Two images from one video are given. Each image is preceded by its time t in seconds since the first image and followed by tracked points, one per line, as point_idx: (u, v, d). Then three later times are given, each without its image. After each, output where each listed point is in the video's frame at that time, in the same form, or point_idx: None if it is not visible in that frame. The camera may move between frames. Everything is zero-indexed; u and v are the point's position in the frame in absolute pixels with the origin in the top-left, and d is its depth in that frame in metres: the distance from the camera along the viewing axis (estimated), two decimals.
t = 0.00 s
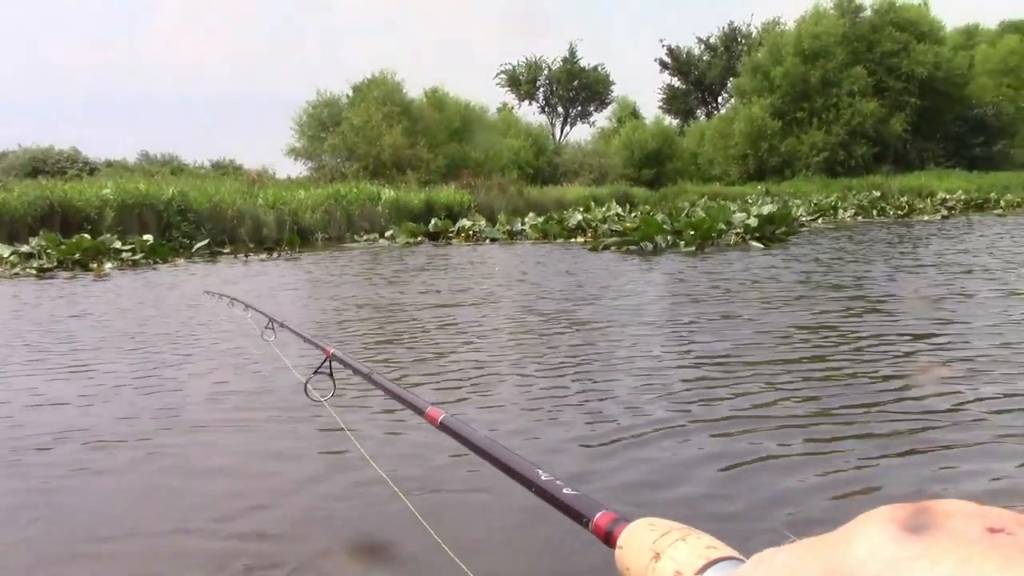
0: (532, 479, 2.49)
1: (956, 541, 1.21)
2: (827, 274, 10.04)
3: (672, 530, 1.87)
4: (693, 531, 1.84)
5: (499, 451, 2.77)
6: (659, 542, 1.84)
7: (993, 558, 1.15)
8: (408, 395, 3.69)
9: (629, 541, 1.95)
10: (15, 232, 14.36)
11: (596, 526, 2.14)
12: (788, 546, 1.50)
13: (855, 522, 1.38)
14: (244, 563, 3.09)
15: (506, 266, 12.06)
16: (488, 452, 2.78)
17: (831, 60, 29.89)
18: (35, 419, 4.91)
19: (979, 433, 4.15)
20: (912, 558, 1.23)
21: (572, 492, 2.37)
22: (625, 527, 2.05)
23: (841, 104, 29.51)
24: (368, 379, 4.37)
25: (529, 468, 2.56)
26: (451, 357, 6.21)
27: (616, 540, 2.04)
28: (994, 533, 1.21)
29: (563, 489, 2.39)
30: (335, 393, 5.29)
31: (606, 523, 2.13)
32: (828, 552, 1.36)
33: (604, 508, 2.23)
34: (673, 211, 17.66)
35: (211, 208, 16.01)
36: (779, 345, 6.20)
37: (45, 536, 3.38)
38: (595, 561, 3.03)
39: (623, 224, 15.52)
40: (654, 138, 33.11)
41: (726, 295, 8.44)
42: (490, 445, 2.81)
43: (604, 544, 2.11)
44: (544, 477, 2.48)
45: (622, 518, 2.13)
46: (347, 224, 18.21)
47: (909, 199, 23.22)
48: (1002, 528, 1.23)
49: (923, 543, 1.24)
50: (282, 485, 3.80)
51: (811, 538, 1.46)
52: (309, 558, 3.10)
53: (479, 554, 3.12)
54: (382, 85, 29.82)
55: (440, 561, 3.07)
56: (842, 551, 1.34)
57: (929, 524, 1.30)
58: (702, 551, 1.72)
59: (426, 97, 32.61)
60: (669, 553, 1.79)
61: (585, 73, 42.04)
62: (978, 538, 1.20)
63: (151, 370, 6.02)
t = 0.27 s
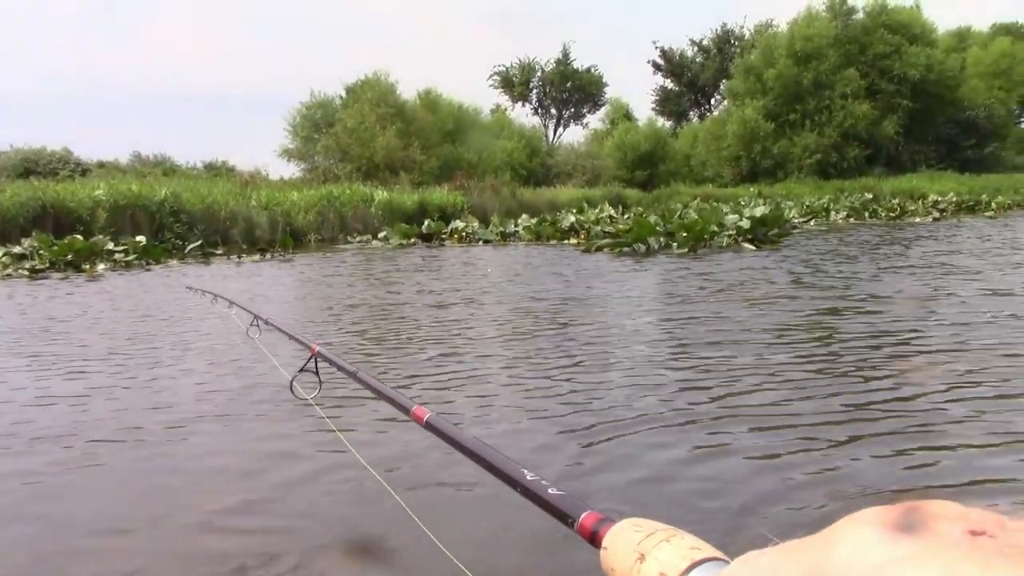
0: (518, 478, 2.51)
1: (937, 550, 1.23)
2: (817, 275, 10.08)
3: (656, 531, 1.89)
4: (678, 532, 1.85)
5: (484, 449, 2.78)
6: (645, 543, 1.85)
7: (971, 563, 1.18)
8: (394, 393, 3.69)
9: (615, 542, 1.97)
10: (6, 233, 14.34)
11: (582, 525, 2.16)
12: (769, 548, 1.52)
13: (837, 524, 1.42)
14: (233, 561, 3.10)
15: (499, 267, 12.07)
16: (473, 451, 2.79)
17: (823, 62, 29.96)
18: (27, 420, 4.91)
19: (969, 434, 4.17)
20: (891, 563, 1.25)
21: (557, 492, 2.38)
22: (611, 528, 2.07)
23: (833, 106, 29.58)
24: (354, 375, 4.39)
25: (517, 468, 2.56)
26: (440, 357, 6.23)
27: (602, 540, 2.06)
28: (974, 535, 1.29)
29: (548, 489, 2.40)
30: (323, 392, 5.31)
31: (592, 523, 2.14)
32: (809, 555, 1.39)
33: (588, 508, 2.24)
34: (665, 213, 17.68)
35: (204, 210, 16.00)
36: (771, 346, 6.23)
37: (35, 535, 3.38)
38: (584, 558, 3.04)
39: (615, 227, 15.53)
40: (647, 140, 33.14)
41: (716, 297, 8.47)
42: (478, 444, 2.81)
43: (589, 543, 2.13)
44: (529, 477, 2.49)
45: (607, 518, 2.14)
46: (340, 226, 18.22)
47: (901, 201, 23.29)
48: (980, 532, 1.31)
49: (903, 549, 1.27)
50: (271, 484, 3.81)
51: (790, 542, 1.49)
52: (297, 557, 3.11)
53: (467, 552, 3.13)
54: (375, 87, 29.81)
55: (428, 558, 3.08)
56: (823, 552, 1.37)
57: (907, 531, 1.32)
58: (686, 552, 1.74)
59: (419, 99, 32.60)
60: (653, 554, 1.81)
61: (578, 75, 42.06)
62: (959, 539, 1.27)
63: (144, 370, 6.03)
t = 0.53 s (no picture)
0: (511, 478, 2.52)
1: (928, 551, 1.25)
2: (812, 278, 10.11)
3: (650, 531, 1.90)
4: (671, 534, 1.87)
5: (477, 449, 2.80)
6: (638, 544, 1.87)
7: (959, 565, 1.20)
8: (388, 393, 3.70)
9: (608, 543, 1.99)
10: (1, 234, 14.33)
11: (575, 526, 2.17)
12: (762, 547, 1.54)
13: (831, 526, 1.43)
14: (228, 562, 3.11)
15: (495, 268, 12.09)
16: (466, 451, 2.81)
17: (818, 64, 30.01)
18: (22, 420, 4.91)
19: (963, 436, 4.19)
20: (882, 566, 1.26)
21: (551, 491, 2.40)
22: (604, 529, 2.09)
23: (829, 109, 29.63)
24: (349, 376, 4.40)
25: (510, 467, 2.58)
26: (437, 358, 6.24)
27: (595, 541, 2.08)
28: (966, 538, 1.28)
29: (542, 489, 2.43)
30: (320, 393, 5.32)
31: (585, 523, 2.16)
32: (802, 556, 1.41)
33: (582, 508, 2.26)
34: (661, 215, 17.71)
35: (199, 211, 16.00)
36: (766, 348, 6.24)
37: (31, 534, 3.38)
38: (578, 558, 3.05)
39: (610, 228, 15.56)
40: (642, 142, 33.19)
41: (712, 299, 8.50)
42: (471, 445, 2.83)
43: (583, 544, 2.15)
44: (523, 477, 2.51)
45: (600, 518, 2.16)
46: (336, 227, 18.22)
47: (895, 203, 23.34)
48: (973, 533, 1.31)
49: (893, 550, 1.28)
50: (266, 485, 3.82)
51: (785, 541, 1.50)
52: (293, 557, 3.12)
53: (461, 553, 3.14)
54: (370, 88, 29.83)
55: (423, 559, 3.09)
56: (817, 554, 1.38)
57: (898, 531, 1.34)
58: (679, 553, 1.75)
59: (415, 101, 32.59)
60: (646, 555, 1.82)
61: (573, 77, 42.10)
62: (950, 541, 1.27)
63: (140, 370, 6.03)
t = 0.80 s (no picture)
0: (507, 485, 2.54)
1: (919, 557, 1.26)
2: (810, 279, 10.13)
3: (645, 538, 1.91)
4: (667, 540, 1.88)
5: (473, 455, 2.82)
6: (634, 551, 1.88)
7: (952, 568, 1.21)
8: (386, 401, 3.73)
9: (604, 549, 2.00)
10: None
11: (571, 533, 2.19)
12: (758, 555, 1.55)
13: (828, 534, 1.45)
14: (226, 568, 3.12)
15: (493, 270, 12.10)
16: (463, 458, 2.83)
17: (816, 66, 30.04)
18: (21, 423, 4.90)
19: (962, 436, 4.20)
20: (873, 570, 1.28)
21: (546, 498, 2.42)
22: (600, 536, 2.10)
23: (826, 110, 29.67)
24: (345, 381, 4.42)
25: (505, 474, 2.60)
26: (435, 360, 6.25)
27: (591, 548, 2.09)
28: (961, 545, 1.30)
29: (538, 496, 2.44)
30: (319, 395, 5.34)
31: (582, 530, 2.17)
32: (799, 564, 1.43)
33: (578, 515, 2.28)
34: (658, 216, 17.74)
35: (197, 212, 16.00)
36: (766, 350, 6.25)
37: (31, 538, 3.40)
38: (575, 563, 3.07)
39: (608, 229, 15.58)
40: (640, 143, 33.22)
41: (710, 300, 8.52)
42: (467, 451, 2.85)
43: (580, 550, 2.16)
44: (518, 484, 2.53)
45: (597, 525, 2.17)
46: (334, 228, 18.24)
47: (892, 204, 23.37)
48: (967, 541, 1.32)
49: (887, 558, 1.29)
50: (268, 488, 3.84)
51: (783, 550, 1.52)
52: (291, 561, 3.14)
53: (459, 558, 3.15)
54: (368, 89, 29.84)
55: (420, 564, 3.11)
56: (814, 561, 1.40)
57: (890, 537, 1.36)
58: (676, 559, 1.76)
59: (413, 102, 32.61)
60: (642, 561, 1.83)
61: (571, 78, 42.12)
62: (943, 548, 1.28)
63: (139, 373, 6.03)
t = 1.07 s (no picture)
0: (505, 484, 2.56)
1: (918, 558, 1.28)
2: (809, 278, 10.14)
3: (643, 538, 1.93)
4: (664, 540, 1.90)
5: (470, 453, 2.83)
6: (631, 550, 1.90)
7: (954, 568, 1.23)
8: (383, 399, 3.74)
9: (602, 548, 2.01)
10: None
11: (568, 532, 2.21)
12: (756, 556, 1.57)
13: (825, 533, 1.47)
14: (227, 567, 3.14)
15: (494, 270, 12.12)
16: (462, 455, 2.84)
17: (816, 65, 30.04)
18: (23, 423, 4.91)
19: (961, 435, 4.21)
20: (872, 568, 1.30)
21: (544, 497, 2.43)
22: (597, 535, 2.12)
23: (826, 109, 29.68)
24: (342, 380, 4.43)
25: (503, 473, 2.62)
26: (436, 360, 6.27)
27: (588, 547, 2.11)
28: (958, 545, 1.31)
29: (535, 494, 2.46)
30: (320, 395, 5.36)
31: (579, 529, 2.19)
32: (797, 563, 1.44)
33: (575, 514, 2.30)
34: (658, 216, 17.74)
35: (198, 213, 16.02)
36: (766, 349, 6.26)
37: (32, 540, 3.41)
38: (573, 562, 3.09)
39: (608, 229, 15.60)
40: (640, 143, 33.22)
41: (709, 300, 8.54)
42: (465, 449, 2.86)
43: (577, 549, 2.18)
44: (516, 483, 2.54)
45: (594, 524, 2.19)
46: (334, 228, 18.27)
47: (892, 203, 23.37)
48: (965, 540, 1.34)
49: (885, 557, 1.31)
50: (269, 486, 3.85)
51: (780, 549, 1.54)
52: (292, 561, 3.15)
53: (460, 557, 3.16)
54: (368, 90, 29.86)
55: (420, 563, 3.12)
56: (811, 560, 1.42)
57: (888, 536, 1.37)
58: (673, 559, 1.77)
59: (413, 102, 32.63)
60: (639, 561, 1.84)
61: (571, 78, 42.12)
62: (940, 548, 1.30)
63: (140, 373, 6.05)
